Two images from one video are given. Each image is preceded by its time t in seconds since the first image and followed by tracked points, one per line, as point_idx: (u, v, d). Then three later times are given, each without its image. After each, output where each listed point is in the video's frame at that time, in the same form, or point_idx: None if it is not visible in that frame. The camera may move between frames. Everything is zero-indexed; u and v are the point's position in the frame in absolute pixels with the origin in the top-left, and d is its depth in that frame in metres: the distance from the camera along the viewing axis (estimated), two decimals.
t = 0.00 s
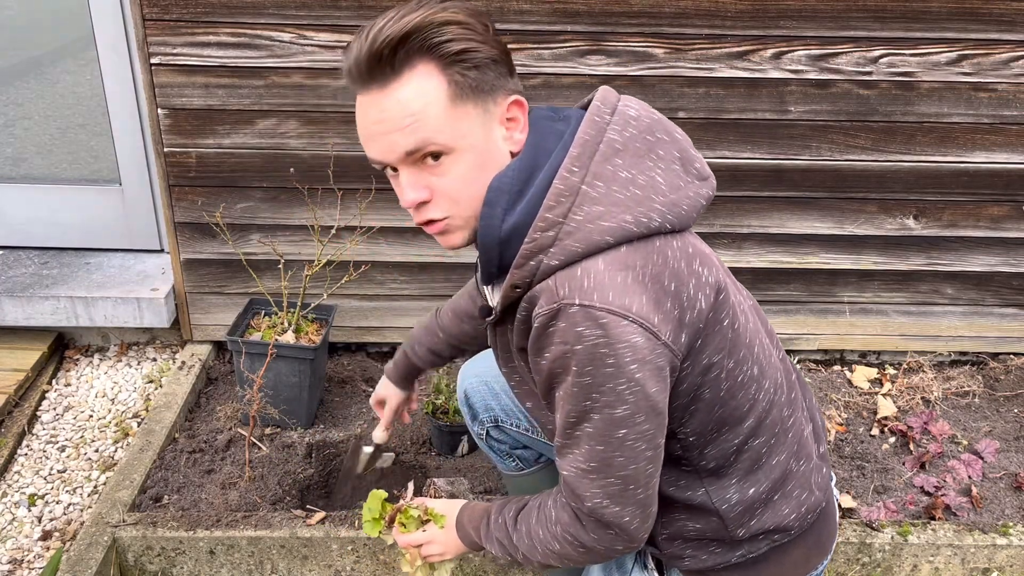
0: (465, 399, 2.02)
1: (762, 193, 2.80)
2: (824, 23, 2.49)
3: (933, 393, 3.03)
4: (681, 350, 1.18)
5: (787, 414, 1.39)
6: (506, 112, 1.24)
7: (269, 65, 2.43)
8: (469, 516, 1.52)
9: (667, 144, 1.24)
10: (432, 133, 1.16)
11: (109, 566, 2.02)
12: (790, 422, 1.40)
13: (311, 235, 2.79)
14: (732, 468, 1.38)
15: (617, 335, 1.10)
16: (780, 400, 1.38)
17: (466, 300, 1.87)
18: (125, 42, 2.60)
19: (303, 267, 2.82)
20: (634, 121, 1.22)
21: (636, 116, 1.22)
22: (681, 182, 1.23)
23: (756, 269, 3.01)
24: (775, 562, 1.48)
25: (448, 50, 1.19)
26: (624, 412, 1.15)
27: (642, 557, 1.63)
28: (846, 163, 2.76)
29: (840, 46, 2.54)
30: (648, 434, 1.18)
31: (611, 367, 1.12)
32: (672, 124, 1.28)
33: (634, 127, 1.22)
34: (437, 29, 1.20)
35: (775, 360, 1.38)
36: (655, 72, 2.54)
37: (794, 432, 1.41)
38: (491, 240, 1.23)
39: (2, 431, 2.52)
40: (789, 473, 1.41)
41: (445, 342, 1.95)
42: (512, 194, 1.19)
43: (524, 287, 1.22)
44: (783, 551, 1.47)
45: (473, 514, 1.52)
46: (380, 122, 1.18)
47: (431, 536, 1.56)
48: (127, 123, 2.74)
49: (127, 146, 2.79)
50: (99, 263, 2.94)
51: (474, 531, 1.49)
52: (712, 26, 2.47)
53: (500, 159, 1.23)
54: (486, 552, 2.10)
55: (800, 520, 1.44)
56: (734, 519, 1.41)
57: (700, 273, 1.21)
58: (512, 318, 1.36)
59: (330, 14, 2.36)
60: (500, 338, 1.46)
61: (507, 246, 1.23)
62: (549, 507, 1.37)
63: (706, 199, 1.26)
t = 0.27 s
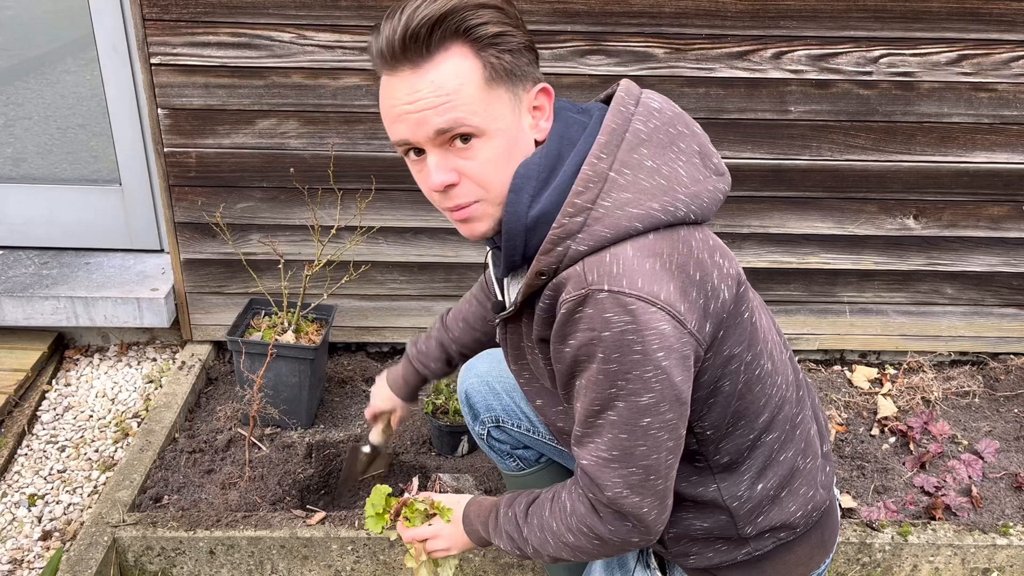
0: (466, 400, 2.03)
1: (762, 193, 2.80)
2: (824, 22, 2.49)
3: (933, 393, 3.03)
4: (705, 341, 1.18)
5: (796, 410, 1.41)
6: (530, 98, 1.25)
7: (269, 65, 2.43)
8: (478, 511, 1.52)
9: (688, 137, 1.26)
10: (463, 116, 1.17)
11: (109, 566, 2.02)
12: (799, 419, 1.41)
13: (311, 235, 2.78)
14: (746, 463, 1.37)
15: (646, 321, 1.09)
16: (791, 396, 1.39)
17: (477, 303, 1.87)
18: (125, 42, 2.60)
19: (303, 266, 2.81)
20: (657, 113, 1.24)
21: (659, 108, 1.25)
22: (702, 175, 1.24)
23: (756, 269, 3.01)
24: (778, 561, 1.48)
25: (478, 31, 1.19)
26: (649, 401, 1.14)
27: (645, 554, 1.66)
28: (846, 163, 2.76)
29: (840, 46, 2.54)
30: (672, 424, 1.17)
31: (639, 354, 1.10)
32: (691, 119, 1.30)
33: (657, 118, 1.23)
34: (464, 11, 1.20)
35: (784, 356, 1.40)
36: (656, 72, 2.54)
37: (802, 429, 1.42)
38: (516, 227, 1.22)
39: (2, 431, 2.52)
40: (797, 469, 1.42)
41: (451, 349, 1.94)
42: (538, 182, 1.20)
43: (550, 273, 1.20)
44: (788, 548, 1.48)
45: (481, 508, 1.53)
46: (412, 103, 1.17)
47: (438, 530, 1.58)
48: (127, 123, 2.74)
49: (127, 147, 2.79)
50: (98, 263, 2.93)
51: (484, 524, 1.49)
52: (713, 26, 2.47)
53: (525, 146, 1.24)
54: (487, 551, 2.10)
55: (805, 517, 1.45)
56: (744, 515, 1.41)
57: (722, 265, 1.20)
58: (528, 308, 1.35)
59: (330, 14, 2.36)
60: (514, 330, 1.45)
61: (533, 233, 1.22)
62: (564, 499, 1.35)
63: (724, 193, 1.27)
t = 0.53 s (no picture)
0: (472, 399, 2.01)
1: (762, 193, 2.80)
2: (824, 22, 2.49)
3: (933, 393, 3.03)
4: (715, 346, 1.19)
5: (805, 415, 1.42)
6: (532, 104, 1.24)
7: (269, 65, 2.43)
8: (487, 520, 1.53)
9: (695, 145, 1.25)
10: (464, 130, 1.16)
11: (109, 566, 2.02)
12: (808, 423, 1.42)
13: (311, 235, 2.79)
14: (757, 468, 1.38)
15: (655, 328, 1.10)
16: (800, 401, 1.40)
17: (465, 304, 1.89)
18: (124, 42, 2.60)
19: (303, 266, 2.82)
20: (664, 121, 1.23)
21: (665, 116, 1.24)
22: (709, 182, 1.24)
23: (756, 269, 3.01)
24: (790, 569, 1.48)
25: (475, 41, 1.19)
26: (661, 407, 1.15)
27: (654, 558, 1.68)
28: (846, 163, 2.76)
29: (840, 46, 2.54)
30: (684, 430, 1.17)
31: (649, 361, 1.11)
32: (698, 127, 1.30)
33: (664, 126, 1.23)
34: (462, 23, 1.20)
35: (793, 362, 1.41)
36: (656, 72, 2.54)
37: (812, 434, 1.43)
38: (526, 238, 1.22)
39: (2, 431, 2.52)
40: (807, 474, 1.42)
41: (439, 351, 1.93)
42: (545, 194, 1.20)
43: (560, 280, 1.20)
44: (801, 555, 1.47)
45: (489, 517, 1.54)
46: (415, 122, 1.17)
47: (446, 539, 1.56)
48: (127, 123, 2.74)
49: (127, 147, 2.79)
50: (99, 263, 2.94)
51: (495, 534, 1.50)
52: (713, 26, 2.47)
53: (530, 156, 1.24)
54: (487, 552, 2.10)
55: (817, 523, 1.45)
56: (756, 521, 1.41)
57: (731, 270, 1.21)
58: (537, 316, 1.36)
59: (330, 14, 2.36)
60: (521, 336, 1.46)
61: (543, 244, 1.22)
62: (579, 506, 1.36)
63: (731, 200, 1.27)
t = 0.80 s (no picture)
0: (473, 399, 1.99)
1: (762, 193, 2.80)
2: (824, 22, 2.49)
3: (933, 393, 3.03)
4: (718, 354, 1.19)
5: (809, 419, 1.41)
6: (498, 160, 1.19)
7: (269, 65, 2.43)
8: (491, 517, 1.53)
9: (703, 147, 1.24)
10: (434, 191, 1.24)
11: (109, 566, 2.02)
12: (812, 428, 1.42)
13: (311, 235, 2.79)
14: (758, 473, 1.39)
15: (657, 338, 1.11)
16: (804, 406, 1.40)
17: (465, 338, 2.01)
18: (124, 41, 2.60)
19: (303, 266, 2.82)
20: (671, 124, 1.22)
21: (673, 119, 1.23)
22: (717, 185, 1.23)
23: (756, 269, 3.01)
24: (792, 569, 1.49)
25: (425, 119, 1.13)
26: (662, 416, 1.16)
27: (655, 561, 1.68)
28: (846, 163, 2.76)
29: (840, 46, 2.54)
30: (685, 438, 1.18)
31: (651, 370, 1.12)
32: (707, 129, 1.28)
33: (671, 130, 1.22)
34: (410, 91, 1.12)
35: (798, 367, 1.40)
36: (656, 72, 2.54)
37: (815, 438, 1.43)
38: (530, 244, 1.21)
39: (2, 431, 2.52)
40: (810, 479, 1.43)
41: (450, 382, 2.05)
42: (549, 199, 1.19)
43: (562, 287, 1.20)
44: (802, 556, 1.48)
45: (494, 514, 1.54)
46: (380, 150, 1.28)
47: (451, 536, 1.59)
48: (127, 123, 2.74)
49: (127, 147, 2.79)
50: (99, 263, 2.94)
51: (498, 532, 1.51)
52: (713, 26, 2.47)
53: (471, 197, 1.24)
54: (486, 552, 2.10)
55: (818, 526, 1.46)
56: (756, 525, 1.42)
57: (735, 277, 1.22)
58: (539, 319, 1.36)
59: (330, 14, 2.36)
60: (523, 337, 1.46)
61: (547, 250, 1.22)
62: (581, 510, 1.37)
63: (739, 204, 1.26)
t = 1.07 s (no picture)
0: (465, 403, 2.00)
1: (762, 193, 2.80)
2: (824, 22, 2.49)
3: (933, 393, 3.03)
4: (701, 360, 1.19)
5: (800, 420, 1.40)
6: (472, 166, 1.21)
7: (269, 65, 2.43)
8: (482, 512, 1.54)
9: (689, 149, 1.23)
10: (414, 189, 1.28)
11: (109, 566, 2.02)
12: (802, 428, 1.41)
13: (311, 235, 2.79)
14: (745, 474, 1.39)
15: (637, 348, 1.11)
16: (794, 406, 1.39)
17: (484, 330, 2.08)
18: (124, 42, 2.60)
19: (303, 266, 2.82)
20: (656, 127, 1.21)
21: (659, 121, 1.22)
22: (702, 188, 1.23)
23: (756, 269, 3.01)
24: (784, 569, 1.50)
25: (397, 124, 1.16)
26: (645, 425, 1.16)
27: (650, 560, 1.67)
28: (846, 163, 2.76)
29: (840, 46, 2.54)
30: (670, 445, 1.19)
31: (632, 380, 1.13)
32: (694, 129, 1.27)
33: (656, 132, 1.21)
34: (382, 96, 1.15)
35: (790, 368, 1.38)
36: (655, 72, 2.54)
37: (806, 439, 1.42)
38: (512, 251, 1.22)
39: (2, 431, 2.52)
40: (800, 479, 1.42)
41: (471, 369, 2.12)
42: (528, 206, 1.18)
43: (544, 294, 1.20)
44: (794, 555, 1.49)
45: (485, 509, 1.55)
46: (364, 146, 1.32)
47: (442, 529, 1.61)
48: (126, 123, 2.74)
49: (126, 147, 2.79)
50: (99, 263, 2.94)
51: (489, 530, 1.51)
52: (713, 26, 2.47)
53: (448, 198, 1.26)
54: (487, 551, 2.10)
55: (810, 526, 1.46)
56: (745, 525, 1.43)
57: (721, 282, 1.20)
58: (524, 323, 1.35)
59: (330, 14, 2.36)
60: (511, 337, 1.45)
61: (528, 258, 1.22)
62: (570, 514, 1.37)
63: (725, 205, 1.25)
